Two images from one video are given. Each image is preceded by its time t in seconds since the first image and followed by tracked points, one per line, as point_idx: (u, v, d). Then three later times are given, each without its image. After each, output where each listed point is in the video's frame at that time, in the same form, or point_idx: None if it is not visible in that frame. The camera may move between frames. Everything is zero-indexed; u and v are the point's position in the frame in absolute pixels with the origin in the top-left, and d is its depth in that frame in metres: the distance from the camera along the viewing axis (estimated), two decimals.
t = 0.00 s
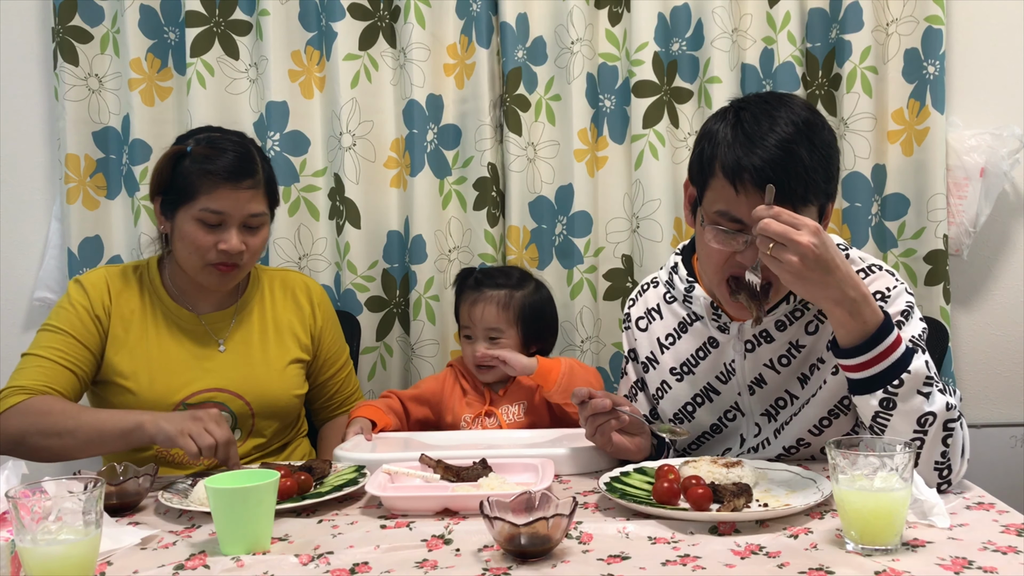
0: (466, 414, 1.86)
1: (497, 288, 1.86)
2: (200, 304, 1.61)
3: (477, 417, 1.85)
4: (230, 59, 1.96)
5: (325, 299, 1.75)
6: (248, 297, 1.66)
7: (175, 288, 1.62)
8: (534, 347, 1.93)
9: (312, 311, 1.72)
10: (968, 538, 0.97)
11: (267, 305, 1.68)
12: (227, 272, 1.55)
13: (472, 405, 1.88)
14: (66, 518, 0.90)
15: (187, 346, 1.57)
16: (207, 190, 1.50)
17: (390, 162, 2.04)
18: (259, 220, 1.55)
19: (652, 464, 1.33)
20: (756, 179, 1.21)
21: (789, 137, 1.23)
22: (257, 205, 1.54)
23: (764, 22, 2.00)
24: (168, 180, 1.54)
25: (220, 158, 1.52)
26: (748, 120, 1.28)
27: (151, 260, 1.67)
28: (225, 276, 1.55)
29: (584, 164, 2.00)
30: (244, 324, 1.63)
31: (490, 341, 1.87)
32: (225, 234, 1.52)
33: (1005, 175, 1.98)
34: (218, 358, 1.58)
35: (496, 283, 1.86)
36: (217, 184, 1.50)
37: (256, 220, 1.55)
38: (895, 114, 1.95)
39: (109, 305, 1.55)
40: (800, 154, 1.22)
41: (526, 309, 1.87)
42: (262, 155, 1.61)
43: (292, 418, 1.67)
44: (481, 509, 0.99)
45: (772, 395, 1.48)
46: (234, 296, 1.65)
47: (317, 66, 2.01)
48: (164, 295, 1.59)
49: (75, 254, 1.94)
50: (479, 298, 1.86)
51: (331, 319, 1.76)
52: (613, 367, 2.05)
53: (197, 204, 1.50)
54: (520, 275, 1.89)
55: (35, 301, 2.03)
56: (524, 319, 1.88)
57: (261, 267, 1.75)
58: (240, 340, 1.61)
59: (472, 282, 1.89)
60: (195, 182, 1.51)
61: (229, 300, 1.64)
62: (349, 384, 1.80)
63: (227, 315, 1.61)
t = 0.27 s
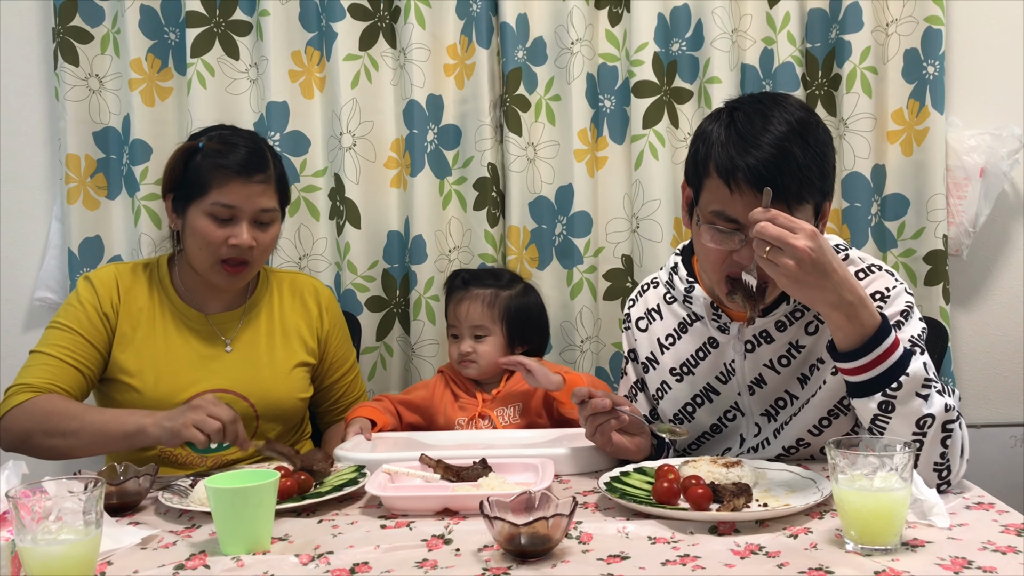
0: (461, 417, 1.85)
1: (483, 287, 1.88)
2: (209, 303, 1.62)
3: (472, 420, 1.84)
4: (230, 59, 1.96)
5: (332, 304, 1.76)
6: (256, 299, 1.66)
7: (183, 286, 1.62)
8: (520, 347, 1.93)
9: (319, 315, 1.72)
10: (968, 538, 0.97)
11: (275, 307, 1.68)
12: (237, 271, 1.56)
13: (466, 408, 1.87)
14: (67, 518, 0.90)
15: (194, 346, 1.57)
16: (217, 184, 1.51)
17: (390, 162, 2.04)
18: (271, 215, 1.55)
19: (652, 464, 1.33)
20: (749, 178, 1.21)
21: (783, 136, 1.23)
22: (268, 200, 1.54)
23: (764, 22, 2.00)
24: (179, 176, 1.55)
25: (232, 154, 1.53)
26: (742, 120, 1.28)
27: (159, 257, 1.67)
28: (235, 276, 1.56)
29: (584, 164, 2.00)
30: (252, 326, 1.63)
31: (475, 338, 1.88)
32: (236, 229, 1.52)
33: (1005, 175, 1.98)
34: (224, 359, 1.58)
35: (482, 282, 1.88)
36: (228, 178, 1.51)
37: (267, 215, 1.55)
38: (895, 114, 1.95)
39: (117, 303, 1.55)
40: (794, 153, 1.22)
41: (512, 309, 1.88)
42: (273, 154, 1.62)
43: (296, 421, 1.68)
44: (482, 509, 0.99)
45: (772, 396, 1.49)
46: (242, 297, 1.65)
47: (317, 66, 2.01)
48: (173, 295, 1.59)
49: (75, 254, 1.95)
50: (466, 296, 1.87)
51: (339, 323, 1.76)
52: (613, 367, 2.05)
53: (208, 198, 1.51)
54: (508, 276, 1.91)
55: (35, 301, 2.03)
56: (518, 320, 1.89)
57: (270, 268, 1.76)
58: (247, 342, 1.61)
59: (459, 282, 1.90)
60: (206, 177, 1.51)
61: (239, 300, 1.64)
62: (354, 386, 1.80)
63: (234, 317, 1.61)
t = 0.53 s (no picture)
0: (455, 421, 1.83)
1: (481, 288, 1.88)
2: (212, 302, 1.63)
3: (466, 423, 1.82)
4: (230, 59, 1.96)
5: (335, 304, 1.75)
6: (258, 298, 1.66)
7: (186, 285, 1.63)
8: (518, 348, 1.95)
9: (321, 314, 1.72)
10: (968, 538, 0.97)
11: (277, 306, 1.67)
12: (239, 258, 1.55)
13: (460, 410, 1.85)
14: (67, 518, 0.90)
15: (196, 345, 1.57)
16: (215, 169, 1.53)
17: (390, 162, 2.04)
18: (269, 201, 1.57)
19: (652, 464, 1.33)
20: (742, 163, 1.21)
21: (773, 123, 1.24)
22: (264, 186, 1.56)
23: (764, 22, 2.00)
24: (179, 166, 1.57)
25: (232, 142, 1.56)
26: (734, 110, 1.29)
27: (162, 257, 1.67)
28: (238, 263, 1.55)
29: (584, 164, 2.00)
30: (253, 325, 1.63)
31: (472, 339, 1.88)
32: (234, 214, 1.53)
33: (1005, 175, 1.98)
34: (225, 358, 1.58)
35: (479, 282, 1.88)
36: (226, 163, 1.53)
37: (265, 201, 1.57)
38: (895, 114, 1.95)
39: (118, 303, 1.56)
40: (785, 138, 1.22)
41: (509, 309, 1.88)
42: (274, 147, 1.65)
43: (297, 422, 1.67)
44: (482, 509, 0.99)
45: (773, 395, 1.49)
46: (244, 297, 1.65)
47: (317, 66, 2.01)
48: (174, 294, 1.59)
49: (75, 255, 1.95)
50: (463, 297, 1.87)
51: (342, 324, 1.76)
52: (613, 367, 2.05)
53: (207, 183, 1.53)
54: (506, 278, 1.92)
55: (35, 301, 2.03)
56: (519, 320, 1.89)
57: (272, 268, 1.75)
58: (248, 342, 1.61)
59: (457, 282, 1.90)
60: (206, 165, 1.53)
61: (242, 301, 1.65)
62: (356, 388, 1.80)
63: (236, 316, 1.61)
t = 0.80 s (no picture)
0: (444, 423, 1.80)
1: (476, 292, 1.87)
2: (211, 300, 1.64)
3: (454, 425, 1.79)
4: (230, 59, 1.96)
5: (335, 305, 1.76)
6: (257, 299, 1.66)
7: (186, 284, 1.63)
8: (509, 352, 1.92)
9: (321, 316, 1.72)
10: (969, 538, 0.97)
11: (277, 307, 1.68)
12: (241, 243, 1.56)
13: (448, 412, 1.82)
14: (66, 518, 0.90)
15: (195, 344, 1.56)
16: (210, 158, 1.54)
17: (390, 162, 2.04)
18: (263, 190, 1.57)
19: (652, 464, 1.33)
20: (733, 145, 1.23)
21: (765, 105, 1.25)
22: (260, 174, 1.57)
23: (764, 22, 2.00)
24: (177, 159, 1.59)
25: (227, 134, 1.57)
26: (726, 94, 1.30)
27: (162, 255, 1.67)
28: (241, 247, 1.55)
29: (584, 164, 2.00)
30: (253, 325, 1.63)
31: (467, 344, 1.86)
32: (230, 203, 1.53)
33: (1005, 175, 1.98)
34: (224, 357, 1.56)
35: (475, 284, 1.87)
36: (223, 153, 1.55)
37: (259, 190, 1.57)
38: (895, 114, 1.95)
39: (118, 301, 1.56)
40: (776, 118, 1.23)
41: (504, 314, 1.87)
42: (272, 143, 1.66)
43: (295, 423, 1.67)
44: (481, 509, 0.99)
45: (774, 393, 1.49)
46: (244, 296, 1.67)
47: (317, 66, 2.01)
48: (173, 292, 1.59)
49: (75, 254, 1.94)
50: (460, 300, 1.86)
51: (342, 326, 1.77)
52: (613, 367, 2.05)
53: (202, 171, 1.53)
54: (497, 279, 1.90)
55: (35, 301, 2.02)
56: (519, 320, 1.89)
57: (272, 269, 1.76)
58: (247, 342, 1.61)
59: (451, 284, 1.88)
60: (201, 155, 1.54)
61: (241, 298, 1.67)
62: (355, 390, 1.80)
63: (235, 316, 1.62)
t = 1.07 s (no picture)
0: (438, 422, 1.79)
1: (476, 297, 1.87)
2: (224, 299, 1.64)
3: (449, 424, 1.78)
4: (230, 59, 1.96)
5: (343, 310, 1.77)
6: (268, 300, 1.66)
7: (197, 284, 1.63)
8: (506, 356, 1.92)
9: (329, 320, 1.73)
10: (968, 538, 0.97)
11: (288, 309, 1.68)
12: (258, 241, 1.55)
13: (442, 411, 1.82)
14: (67, 518, 0.90)
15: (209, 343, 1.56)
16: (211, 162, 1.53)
17: (390, 162, 2.04)
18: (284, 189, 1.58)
19: (652, 464, 1.33)
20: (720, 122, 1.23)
21: (753, 85, 1.26)
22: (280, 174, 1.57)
23: (764, 22, 2.00)
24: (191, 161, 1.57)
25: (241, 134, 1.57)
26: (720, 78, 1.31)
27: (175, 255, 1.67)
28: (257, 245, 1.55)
29: (584, 164, 2.00)
30: (264, 327, 1.63)
31: (467, 349, 1.85)
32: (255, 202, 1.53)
33: (1005, 175, 1.98)
34: (234, 358, 1.57)
35: (475, 289, 1.87)
36: (242, 154, 1.54)
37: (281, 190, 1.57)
38: (895, 114, 1.95)
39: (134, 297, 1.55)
40: (765, 100, 1.24)
41: (504, 317, 1.87)
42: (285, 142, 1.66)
43: (301, 427, 1.67)
44: (482, 509, 0.99)
45: (776, 390, 1.49)
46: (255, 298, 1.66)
47: (317, 66, 2.01)
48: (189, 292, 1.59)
49: (75, 254, 1.95)
50: (461, 306, 1.85)
51: (349, 331, 1.78)
52: (613, 367, 2.05)
53: (224, 172, 1.52)
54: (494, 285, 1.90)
55: (35, 301, 2.02)
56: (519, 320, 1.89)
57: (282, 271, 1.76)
58: (258, 343, 1.61)
59: (451, 288, 1.88)
60: (220, 156, 1.53)
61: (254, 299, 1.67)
62: (358, 396, 1.81)
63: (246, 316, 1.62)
